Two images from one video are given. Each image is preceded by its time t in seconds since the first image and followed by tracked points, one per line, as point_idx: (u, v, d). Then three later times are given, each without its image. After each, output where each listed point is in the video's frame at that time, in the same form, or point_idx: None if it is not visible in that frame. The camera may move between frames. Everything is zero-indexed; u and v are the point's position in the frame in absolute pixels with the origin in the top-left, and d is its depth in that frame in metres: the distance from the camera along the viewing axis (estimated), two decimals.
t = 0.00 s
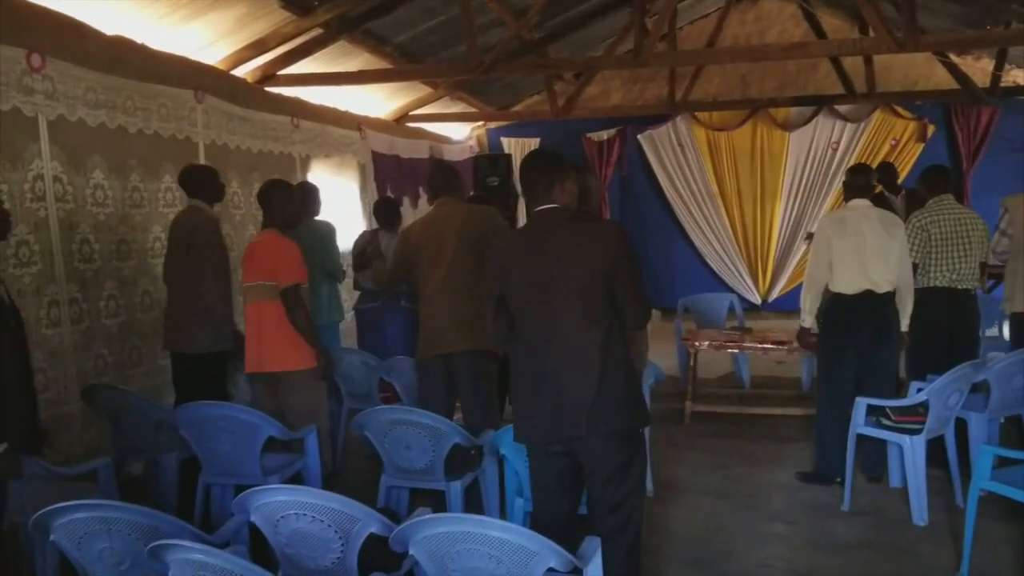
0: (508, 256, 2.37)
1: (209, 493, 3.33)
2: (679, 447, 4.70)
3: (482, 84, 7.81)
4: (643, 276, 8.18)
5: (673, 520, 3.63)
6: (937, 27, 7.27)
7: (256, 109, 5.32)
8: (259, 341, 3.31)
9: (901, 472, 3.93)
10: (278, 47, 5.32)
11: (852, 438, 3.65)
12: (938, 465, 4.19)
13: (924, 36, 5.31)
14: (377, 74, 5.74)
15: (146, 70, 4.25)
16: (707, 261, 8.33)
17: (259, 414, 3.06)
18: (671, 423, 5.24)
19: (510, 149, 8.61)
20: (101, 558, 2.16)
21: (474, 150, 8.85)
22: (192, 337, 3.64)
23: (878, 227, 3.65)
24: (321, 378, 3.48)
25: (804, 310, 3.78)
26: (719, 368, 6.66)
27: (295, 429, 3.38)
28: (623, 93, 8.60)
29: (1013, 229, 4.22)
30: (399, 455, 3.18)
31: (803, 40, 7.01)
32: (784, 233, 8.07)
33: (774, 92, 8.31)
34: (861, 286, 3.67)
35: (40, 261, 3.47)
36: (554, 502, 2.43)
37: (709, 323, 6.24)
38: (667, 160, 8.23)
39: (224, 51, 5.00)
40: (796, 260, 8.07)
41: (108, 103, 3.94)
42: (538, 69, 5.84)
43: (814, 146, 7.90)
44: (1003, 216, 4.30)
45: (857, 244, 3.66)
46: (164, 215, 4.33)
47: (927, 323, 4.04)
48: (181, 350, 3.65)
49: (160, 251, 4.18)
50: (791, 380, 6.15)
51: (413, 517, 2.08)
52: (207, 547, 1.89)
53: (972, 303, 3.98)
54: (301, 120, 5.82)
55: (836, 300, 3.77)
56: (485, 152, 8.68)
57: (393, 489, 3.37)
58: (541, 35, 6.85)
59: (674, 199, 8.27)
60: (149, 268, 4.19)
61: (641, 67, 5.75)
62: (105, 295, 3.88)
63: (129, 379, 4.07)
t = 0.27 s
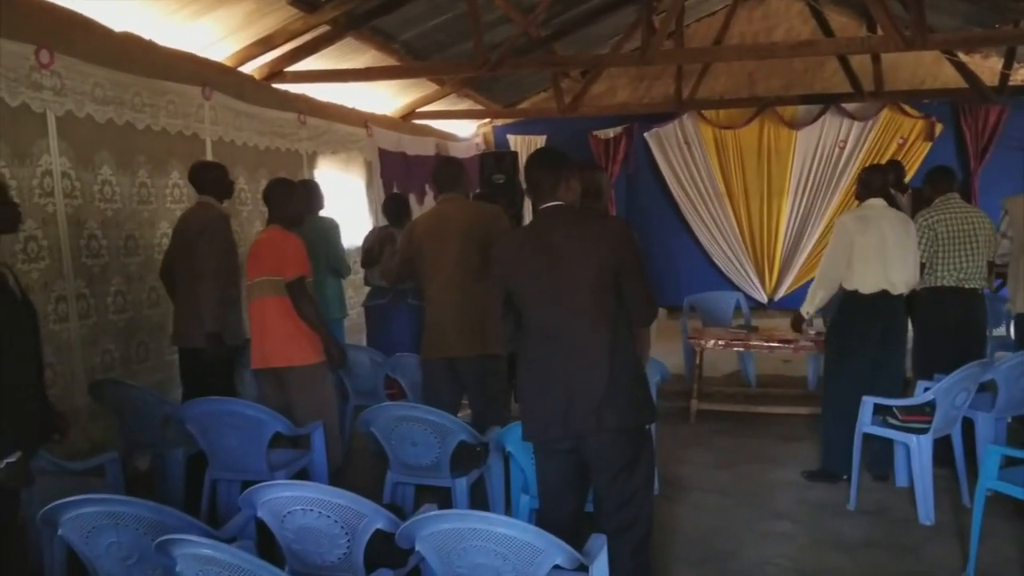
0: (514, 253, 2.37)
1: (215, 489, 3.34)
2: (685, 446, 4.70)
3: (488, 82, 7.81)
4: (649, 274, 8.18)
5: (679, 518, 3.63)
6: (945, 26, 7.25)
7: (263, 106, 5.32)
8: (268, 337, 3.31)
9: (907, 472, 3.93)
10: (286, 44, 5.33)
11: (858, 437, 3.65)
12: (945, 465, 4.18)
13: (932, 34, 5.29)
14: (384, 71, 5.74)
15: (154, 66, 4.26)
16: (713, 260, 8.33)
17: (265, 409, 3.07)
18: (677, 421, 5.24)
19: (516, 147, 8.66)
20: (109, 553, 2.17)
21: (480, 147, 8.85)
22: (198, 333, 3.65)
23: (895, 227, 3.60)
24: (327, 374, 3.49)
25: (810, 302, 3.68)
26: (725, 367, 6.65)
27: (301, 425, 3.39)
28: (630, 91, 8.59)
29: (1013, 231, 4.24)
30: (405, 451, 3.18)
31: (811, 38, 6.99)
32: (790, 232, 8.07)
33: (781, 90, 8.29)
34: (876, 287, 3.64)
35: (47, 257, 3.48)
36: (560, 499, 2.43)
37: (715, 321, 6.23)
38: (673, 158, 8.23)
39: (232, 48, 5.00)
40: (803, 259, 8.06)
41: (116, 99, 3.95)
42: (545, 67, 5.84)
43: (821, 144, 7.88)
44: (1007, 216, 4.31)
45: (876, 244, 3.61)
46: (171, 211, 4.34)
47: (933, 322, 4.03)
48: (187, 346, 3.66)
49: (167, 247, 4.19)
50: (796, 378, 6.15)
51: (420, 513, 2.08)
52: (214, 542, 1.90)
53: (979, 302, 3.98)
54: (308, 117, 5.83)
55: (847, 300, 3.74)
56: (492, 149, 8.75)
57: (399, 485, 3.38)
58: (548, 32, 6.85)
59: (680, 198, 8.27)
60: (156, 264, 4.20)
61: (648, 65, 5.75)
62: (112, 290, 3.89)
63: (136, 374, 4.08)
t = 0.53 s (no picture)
0: (518, 251, 2.38)
1: (219, 486, 3.35)
2: (689, 444, 4.70)
3: (493, 79, 7.81)
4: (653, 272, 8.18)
5: (682, 516, 3.63)
6: (950, 24, 7.24)
7: (268, 103, 5.33)
8: (271, 333, 3.31)
9: (911, 471, 3.92)
10: (291, 41, 5.33)
11: (861, 436, 3.65)
12: (948, 464, 4.18)
13: (936, 33, 5.28)
14: (389, 69, 5.75)
15: (158, 63, 4.26)
16: (717, 258, 8.32)
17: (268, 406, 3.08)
18: (680, 419, 5.24)
19: (520, 144, 8.66)
20: (113, 549, 2.17)
21: (484, 145, 8.85)
22: (203, 330, 3.65)
23: (903, 226, 3.63)
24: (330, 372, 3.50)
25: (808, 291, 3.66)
26: (728, 365, 6.64)
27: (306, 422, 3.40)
28: (634, 89, 8.59)
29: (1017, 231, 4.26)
30: (409, 449, 3.19)
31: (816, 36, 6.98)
32: (794, 231, 8.05)
33: (785, 88, 8.28)
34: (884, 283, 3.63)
35: (52, 254, 3.49)
36: (564, 497, 2.43)
37: (719, 319, 6.23)
38: (677, 156, 8.22)
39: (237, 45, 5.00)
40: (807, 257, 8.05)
41: (121, 96, 3.96)
42: (549, 65, 5.84)
43: (825, 142, 7.87)
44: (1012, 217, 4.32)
45: (886, 242, 3.61)
46: (176, 208, 4.34)
47: (937, 321, 4.03)
48: (191, 344, 3.66)
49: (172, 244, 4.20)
50: (800, 377, 6.15)
51: (423, 511, 2.09)
52: (218, 538, 1.90)
53: (983, 301, 3.97)
54: (312, 115, 5.83)
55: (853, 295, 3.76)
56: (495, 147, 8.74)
57: (403, 483, 3.38)
58: (553, 30, 6.85)
59: (684, 196, 8.26)
60: (161, 260, 4.21)
61: (652, 63, 5.74)
62: (116, 287, 3.89)
63: (141, 371, 4.09)
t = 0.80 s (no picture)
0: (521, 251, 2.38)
1: (221, 484, 3.35)
2: (691, 444, 4.70)
3: (495, 78, 7.81)
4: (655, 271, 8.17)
5: (685, 516, 3.63)
6: (953, 24, 7.23)
7: (270, 102, 5.33)
8: (277, 332, 3.31)
9: (913, 471, 3.91)
10: (294, 39, 5.33)
11: (864, 435, 3.64)
12: (950, 464, 4.17)
13: (940, 33, 5.27)
14: (392, 67, 5.75)
15: (162, 61, 4.27)
16: (719, 257, 8.32)
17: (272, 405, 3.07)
18: (682, 418, 5.23)
19: (523, 144, 8.65)
20: (115, 546, 2.17)
21: (486, 144, 8.85)
22: (205, 328, 3.66)
23: (902, 229, 3.61)
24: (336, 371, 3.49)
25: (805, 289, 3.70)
26: (731, 365, 6.63)
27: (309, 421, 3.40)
28: (637, 88, 8.58)
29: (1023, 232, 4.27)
30: (411, 447, 3.18)
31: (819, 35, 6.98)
32: (797, 230, 8.04)
33: (788, 87, 8.28)
34: (877, 284, 3.63)
35: (54, 251, 3.49)
36: (567, 496, 2.43)
37: (721, 319, 6.22)
38: (680, 155, 8.21)
39: (240, 43, 5.00)
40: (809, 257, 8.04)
41: (124, 94, 3.96)
42: (552, 64, 5.83)
43: (828, 142, 7.86)
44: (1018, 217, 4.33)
45: (880, 243, 3.61)
46: (178, 206, 4.34)
47: (939, 321, 4.02)
48: (194, 342, 3.66)
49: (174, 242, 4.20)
50: (802, 377, 6.14)
51: (425, 510, 2.08)
52: (219, 536, 1.90)
53: (985, 301, 3.97)
54: (315, 113, 5.83)
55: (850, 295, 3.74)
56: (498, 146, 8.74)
57: (405, 482, 3.38)
58: (556, 29, 6.85)
59: (687, 195, 8.25)
60: (164, 259, 4.21)
61: (655, 62, 5.74)
62: (119, 285, 3.90)
63: (143, 369, 4.09)
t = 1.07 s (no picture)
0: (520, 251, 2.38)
1: (220, 483, 3.35)
2: (691, 444, 4.70)
3: (496, 77, 7.81)
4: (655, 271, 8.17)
5: (685, 515, 3.63)
6: (954, 24, 7.22)
7: (271, 100, 5.32)
8: (291, 332, 3.31)
9: (913, 471, 3.91)
10: (295, 37, 5.32)
11: (863, 436, 3.65)
12: (950, 464, 4.17)
13: (942, 34, 5.26)
14: (392, 66, 5.74)
15: (162, 59, 4.26)
16: (719, 257, 8.31)
17: (273, 404, 3.07)
18: (681, 418, 5.23)
19: (523, 143, 8.65)
20: (114, 545, 2.17)
21: (487, 143, 8.85)
22: (205, 326, 3.66)
23: (894, 230, 3.61)
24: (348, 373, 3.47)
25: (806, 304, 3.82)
26: (731, 365, 6.63)
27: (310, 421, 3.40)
28: (638, 88, 8.58)
29: None
30: (410, 446, 3.18)
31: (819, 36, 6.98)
32: (797, 230, 8.04)
33: (789, 87, 8.27)
34: (864, 285, 3.65)
35: (54, 249, 3.48)
36: (567, 495, 2.43)
37: (721, 319, 6.22)
38: (680, 155, 8.20)
39: (241, 42, 5.00)
40: (809, 257, 8.04)
41: (124, 92, 3.95)
42: (552, 63, 5.82)
43: (828, 142, 7.86)
44: None
45: (868, 244, 3.61)
46: (178, 204, 4.34)
47: (939, 322, 4.02)
48: (195, 340, 3.66)
49: (174, 240, 4.19)
50: (802, 377, 6.14)
51: (425, 509, 2.09)
52: (218, 535, 1.90)
53: (983, 301, 3.96)
54: (316, 111, 5.83)
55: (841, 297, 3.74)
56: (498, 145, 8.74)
57: (404, 481, 3.38)
58: (557, 28, 6.84)
59: (687, 195, 8.25)
60: (163, 257, 4.21)
61: (656, 62, 5.73)
62: (118, 283, 3.89)
63: (143, 367, 4.09)
